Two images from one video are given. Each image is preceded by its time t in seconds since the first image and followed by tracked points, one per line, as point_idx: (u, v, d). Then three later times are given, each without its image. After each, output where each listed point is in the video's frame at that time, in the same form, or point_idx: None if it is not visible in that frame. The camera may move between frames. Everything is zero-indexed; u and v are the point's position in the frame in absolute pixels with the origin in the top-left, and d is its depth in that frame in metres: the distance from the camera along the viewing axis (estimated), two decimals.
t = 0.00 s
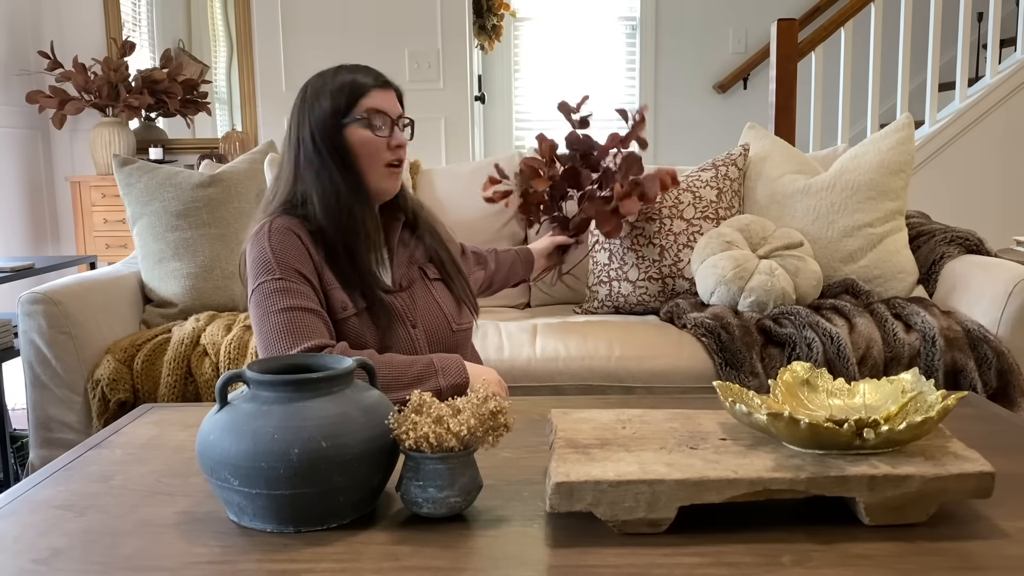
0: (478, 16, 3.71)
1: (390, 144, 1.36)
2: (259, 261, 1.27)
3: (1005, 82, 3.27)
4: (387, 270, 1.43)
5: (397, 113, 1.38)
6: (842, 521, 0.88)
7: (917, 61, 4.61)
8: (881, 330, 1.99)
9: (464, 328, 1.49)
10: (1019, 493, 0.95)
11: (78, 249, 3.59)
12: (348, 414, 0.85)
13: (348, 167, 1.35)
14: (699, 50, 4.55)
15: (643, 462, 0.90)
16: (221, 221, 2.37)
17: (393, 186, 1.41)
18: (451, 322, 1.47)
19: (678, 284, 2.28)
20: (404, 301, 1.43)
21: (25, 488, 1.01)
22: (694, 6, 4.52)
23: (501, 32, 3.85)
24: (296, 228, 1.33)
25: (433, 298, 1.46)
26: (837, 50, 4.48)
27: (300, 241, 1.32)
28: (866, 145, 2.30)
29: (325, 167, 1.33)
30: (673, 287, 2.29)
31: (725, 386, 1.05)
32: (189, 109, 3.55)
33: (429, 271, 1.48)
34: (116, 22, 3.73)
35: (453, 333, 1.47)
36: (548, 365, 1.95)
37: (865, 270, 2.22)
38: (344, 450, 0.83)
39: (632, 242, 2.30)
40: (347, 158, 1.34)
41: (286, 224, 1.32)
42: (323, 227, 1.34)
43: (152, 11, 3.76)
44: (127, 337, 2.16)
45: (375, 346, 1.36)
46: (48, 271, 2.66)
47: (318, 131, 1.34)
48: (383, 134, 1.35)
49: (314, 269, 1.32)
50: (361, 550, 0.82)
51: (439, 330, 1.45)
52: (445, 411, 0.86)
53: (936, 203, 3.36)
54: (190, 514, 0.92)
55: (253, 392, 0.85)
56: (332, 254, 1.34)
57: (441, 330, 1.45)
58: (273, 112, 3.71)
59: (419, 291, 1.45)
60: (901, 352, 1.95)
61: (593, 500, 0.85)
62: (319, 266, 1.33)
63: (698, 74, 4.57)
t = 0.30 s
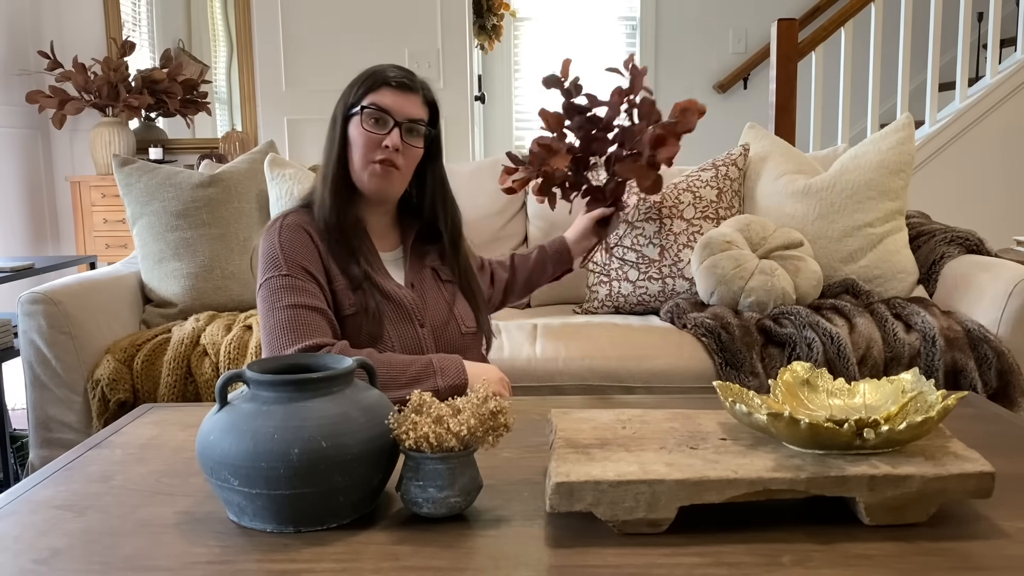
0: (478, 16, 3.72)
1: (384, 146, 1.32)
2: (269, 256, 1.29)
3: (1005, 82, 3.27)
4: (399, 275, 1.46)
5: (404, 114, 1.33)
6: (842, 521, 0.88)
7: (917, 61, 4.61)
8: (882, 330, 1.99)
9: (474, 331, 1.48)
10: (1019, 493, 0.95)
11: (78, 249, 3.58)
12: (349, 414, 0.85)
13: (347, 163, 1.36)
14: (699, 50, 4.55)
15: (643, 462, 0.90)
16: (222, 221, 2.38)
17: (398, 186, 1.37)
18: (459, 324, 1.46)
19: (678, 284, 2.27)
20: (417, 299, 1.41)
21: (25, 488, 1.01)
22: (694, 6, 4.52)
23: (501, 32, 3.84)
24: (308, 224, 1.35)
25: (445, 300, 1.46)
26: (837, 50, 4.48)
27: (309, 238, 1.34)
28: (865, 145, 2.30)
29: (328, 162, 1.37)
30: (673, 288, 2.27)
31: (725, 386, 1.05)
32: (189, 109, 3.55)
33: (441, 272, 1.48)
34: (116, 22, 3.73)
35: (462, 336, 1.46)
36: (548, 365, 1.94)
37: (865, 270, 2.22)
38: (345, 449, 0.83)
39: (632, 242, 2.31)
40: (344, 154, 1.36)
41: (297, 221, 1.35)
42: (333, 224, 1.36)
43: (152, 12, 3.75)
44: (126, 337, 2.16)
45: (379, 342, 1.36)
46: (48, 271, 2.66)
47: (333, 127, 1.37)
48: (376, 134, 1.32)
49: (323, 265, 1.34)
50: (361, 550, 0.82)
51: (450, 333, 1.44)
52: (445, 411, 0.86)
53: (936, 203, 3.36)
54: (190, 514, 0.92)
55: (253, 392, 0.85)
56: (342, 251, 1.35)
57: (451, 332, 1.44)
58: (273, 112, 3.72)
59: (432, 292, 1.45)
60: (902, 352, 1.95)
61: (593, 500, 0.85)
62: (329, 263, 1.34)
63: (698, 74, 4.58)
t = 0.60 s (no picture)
0: (478, 16, 3.72)
1: (410, 144, 1.31)
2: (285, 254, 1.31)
3: (1005, 81, 3.27)
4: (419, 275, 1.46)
5: (429, 111, 1.32)
6: (842, 521, 0.88)
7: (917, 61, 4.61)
8: (882, 331, 1.99)
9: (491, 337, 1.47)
10: (1019, 493, 0.95)
11: (78, 249, 3.58)
12: (349, 414, 0.85)
13: (375, 162, 1.36)
14: (699, 50, 4.55)
15: (643, 462, 0.90)
16: (222, 221, 2.38)
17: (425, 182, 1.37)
18: (475, 328, 1.45)
19: (678, 284, 2.29)
20: (433, 300, 1.42)
21: (25, 488, 1.01)
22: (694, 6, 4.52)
23: (501, 32, 3.83)
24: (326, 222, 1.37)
25: (462, 301, 1.46)
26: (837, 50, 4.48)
27: (325, 238, 1.35)
28: (866, 145, 2.30)
29: (359, 156, 1.37)
30: (673, 287, 2.29)
31: (725, 386, 1.05)
32: (189, 109, 3.55)
33: (462, 276, 1.48)
34: (116, 22, 3.72)
35: (478, 340, 1.45)
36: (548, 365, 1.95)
37: (865, 271, 2.22)
38: (344, 450, 0.83)
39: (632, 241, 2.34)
40: (372, 152, 1.36)
41: (315, 222, 1.36)
42: (351, 223, 1.37)
43: (152, 12, 3.74)
44: (126, 337, 2.16)
45: (392, 340, 1.36)
46: (48, 271, 2.66)
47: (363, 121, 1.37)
48: (403, 132, 1.32)
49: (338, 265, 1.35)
50: (361, 550, 0.82)
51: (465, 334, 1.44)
52: (445, 411, 0.86)
53: (936, 203, 3.36)
54: (190, 514, 0.92)
55: (253, 392, 0.85)
56: (358, 251, 1.36)
57: (465, 334, 1.44)
58: (273, 112, 3.79)
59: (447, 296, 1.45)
60: (902, 352, 1.95)
61: (593, 500, 0.85)
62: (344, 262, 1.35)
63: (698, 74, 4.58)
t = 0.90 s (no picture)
0: (479, 16, 3.66)
1: (433, 144, 1.28)
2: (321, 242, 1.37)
3: (1005, 81, 3.27)
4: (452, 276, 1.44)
5: (452, 112, 1.28)
6: (841, 520, 0.88)
7: (917, 61, 4.61)
8: (882, 330, 1.99)
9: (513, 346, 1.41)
10: (1019, 493, 0.95)
11: (78, 249, 3.58)
12: (349, 414, 0.85)
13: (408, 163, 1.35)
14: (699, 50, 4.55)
15: (643, 462, 0.90)
16: (222, 221, 2.39)
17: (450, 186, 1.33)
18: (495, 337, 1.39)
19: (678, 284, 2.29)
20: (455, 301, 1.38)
21: (25, 488, 1.01)
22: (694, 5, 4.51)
23: (501, 31, 3.82)
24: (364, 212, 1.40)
25: (484, 307, 1.40)
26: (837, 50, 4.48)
27: (358, 230, 1.38)
28: (866, 145, 2.30)
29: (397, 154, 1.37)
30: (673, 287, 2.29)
31: (725, 386, 1.05)
32: (188, 110, 3.54)
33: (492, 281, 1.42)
34: (116, 22, 3.72)
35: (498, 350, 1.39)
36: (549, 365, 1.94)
37: (866, 270, 2.22)
38: (344, 449, 0.83)
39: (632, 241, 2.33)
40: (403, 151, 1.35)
41: (349, 216, 1.39)
42: (383, 224, 1.38)
43: (152, 11, 3.73)
44: (126, 337, 2.16)
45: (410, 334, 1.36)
46: (48, 271, 2.66)
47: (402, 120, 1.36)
48: (427, 134, 1.29)
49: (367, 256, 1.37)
50: (362, 549, 0.82)
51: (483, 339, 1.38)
52: (445, 411, 0.86)
53: (937, 203, 3.36)
54: (191, 514, 0.92)
55: (253, 392, 0.85)
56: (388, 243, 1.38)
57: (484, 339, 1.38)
58: (273, 112, 3.85)
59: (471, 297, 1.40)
60: (902, 352, 1.95)
61: (593, 500, 0.85)
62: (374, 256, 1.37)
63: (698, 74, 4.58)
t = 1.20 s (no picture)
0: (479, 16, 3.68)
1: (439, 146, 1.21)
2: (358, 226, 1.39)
3: (1005, 81, 3.27)
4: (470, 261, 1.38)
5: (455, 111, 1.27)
6: (841, 521, 0.88)
7: (917, 61, 4.61)
8: (882, 330, 1.99)
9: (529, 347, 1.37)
10: (1019, 493, 0.95)
11: (78, 250, 3.58)
12: (349, 414, 0.85)
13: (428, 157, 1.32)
14: (699, 50, 4.55)
15: (643, 462, 0.90)
16: (222, 221, 2.39)
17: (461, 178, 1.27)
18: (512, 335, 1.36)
19: (678, 284, 2.28)
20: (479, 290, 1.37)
21: (25, 488, 1.01)
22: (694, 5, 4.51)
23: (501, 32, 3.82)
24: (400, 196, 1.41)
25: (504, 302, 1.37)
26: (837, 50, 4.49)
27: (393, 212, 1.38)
28: (866, 145, 2.30)
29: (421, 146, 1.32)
30: (673, 288, 2.28)
31: (725, 386, 1.05)
32: (189, 110, 3.54)
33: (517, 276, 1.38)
34: (116, 22, 3.72)
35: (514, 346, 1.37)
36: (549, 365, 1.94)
37: (866, 270, 2.22)
38: (345, 449, 0.83)
39: (632, 242, 2.32)
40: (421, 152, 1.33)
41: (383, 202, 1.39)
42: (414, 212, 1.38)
43: (152, 12, 3.73)
44: (126, 337, 2.16)
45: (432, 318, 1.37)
46: (48, 271, 2.66)
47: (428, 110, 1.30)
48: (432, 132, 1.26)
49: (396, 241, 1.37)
50: (362, 549, 0.82)
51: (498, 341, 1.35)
52: (444, 411, 0.86)
53: (937, 203, 3.36)
54: (191, 514, 0.92)
55: (253, 392, 0.85)
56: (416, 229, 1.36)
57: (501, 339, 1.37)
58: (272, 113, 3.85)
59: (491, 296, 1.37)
60: (902, 352, 1.95)
61: (593, 500, 0.85)
62: (411, 229, 1.36)
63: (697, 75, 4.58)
